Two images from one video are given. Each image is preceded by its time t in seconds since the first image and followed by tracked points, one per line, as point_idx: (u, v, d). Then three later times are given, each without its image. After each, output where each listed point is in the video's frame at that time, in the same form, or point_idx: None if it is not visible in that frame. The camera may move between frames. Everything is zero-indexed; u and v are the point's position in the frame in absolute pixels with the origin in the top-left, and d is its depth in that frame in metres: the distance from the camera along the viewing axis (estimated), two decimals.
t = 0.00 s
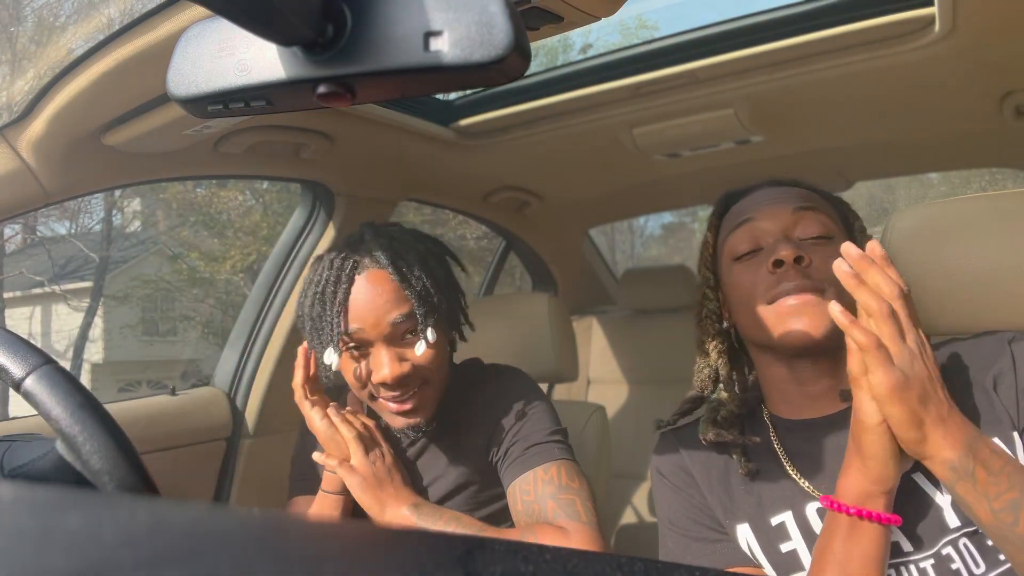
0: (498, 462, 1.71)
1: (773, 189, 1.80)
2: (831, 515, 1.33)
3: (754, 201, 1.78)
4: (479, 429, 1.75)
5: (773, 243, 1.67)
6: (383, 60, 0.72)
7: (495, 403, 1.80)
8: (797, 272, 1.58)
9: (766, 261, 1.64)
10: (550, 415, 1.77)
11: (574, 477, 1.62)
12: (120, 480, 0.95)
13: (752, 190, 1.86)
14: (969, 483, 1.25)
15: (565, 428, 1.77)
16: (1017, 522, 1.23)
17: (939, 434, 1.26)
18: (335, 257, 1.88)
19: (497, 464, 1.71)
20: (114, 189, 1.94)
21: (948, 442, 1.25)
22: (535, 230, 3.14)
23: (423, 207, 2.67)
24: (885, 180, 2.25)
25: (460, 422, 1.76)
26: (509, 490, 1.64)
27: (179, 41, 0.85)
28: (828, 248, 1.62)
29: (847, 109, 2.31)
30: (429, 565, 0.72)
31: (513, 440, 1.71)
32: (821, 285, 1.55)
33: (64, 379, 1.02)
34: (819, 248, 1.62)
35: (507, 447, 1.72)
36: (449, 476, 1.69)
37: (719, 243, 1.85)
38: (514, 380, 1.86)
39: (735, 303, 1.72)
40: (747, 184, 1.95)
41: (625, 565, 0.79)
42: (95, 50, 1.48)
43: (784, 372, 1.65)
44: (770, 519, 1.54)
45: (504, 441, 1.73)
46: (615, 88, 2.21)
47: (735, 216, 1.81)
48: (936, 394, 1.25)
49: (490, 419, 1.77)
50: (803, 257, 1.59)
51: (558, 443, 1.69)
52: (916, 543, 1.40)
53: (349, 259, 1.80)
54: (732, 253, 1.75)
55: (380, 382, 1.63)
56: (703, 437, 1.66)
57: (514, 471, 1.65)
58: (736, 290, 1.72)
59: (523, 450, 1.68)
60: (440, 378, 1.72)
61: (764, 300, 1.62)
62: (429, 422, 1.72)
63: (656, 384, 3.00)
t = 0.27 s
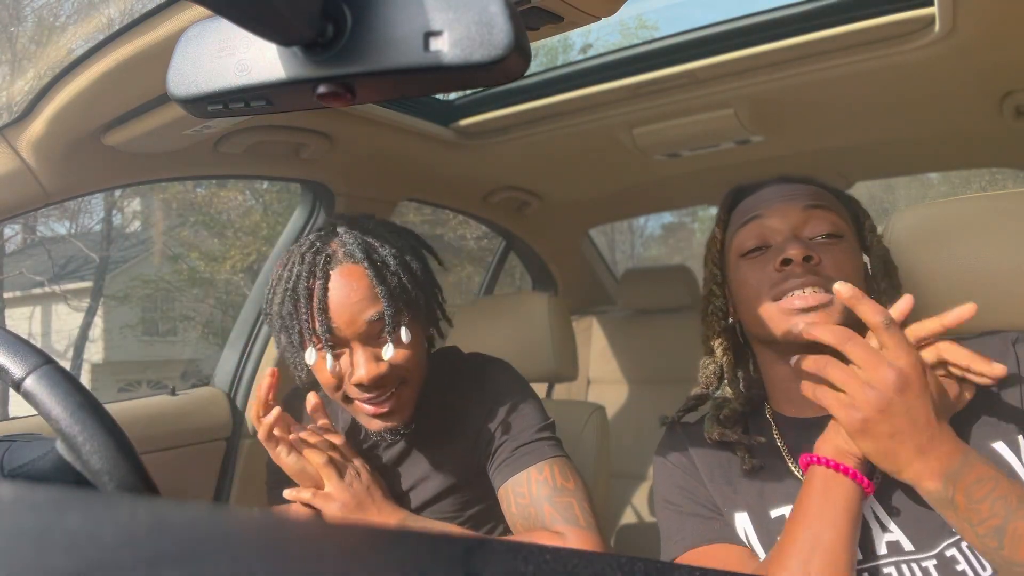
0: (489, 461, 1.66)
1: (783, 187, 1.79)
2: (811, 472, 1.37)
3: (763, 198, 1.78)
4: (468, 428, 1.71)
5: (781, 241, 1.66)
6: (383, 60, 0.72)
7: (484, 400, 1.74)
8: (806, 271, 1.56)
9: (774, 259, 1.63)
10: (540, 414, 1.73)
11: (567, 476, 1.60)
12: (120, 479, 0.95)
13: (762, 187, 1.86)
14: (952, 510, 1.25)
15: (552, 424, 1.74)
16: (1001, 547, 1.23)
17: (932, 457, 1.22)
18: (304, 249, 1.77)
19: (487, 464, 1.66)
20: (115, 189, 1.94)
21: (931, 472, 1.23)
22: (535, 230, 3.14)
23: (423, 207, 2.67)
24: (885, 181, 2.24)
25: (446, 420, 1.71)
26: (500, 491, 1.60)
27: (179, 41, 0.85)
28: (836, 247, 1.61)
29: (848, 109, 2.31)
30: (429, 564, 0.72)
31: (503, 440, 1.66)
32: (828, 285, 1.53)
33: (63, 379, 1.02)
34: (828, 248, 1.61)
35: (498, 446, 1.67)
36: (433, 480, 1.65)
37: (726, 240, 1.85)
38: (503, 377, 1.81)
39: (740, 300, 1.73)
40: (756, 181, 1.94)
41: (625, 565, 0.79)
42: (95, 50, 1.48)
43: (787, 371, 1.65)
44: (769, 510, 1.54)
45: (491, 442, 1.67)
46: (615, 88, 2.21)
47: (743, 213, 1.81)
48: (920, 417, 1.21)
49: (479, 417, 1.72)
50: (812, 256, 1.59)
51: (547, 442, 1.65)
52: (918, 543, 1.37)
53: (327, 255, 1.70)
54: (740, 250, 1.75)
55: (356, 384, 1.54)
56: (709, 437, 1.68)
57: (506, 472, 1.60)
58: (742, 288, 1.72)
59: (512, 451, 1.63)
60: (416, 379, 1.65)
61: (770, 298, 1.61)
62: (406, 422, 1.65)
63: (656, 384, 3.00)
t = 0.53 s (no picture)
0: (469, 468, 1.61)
1: (783, 187, 1.80)
2: (785, 429, 1.41)
3: (764, 199, 1.79)
4: (441, 436, 1.65)
5: (781, 243, 1.66)
6: (383, 60, 0.72)
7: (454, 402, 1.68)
8: (805, 274, 1.57)
9: (773, 262, 1.64)
10: (513, 405, 1.67)
11: (558, 474, 1.54)
12: (120, 480, 0.95)
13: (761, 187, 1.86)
14: (937, 519, 1.26)
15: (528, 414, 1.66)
16: (990, 556, 1.21)
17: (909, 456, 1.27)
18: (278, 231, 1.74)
19: (468, 472, 1.61)
20: (114, 188, 1.94)
21: (914, 483, 1.26)
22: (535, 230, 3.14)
23: (423, 207, 2.68)
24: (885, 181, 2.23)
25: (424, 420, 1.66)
26: (488, 499, 1.54)
27: (179, 42, 0.85)
28: (836, 250, 1.62)
29: (847, 109, 2.31)
30: (429, 565, 0.72)
31: (480, 443, 1.60)
32: (828, 289, 1.55)
33: (63, 379, 1.02)
34: (827, 250, 1.62)
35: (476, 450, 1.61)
36: (414, 483, 1.62)
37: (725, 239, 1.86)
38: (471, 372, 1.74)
39: (739, 300, 1.73)
40: (756, 180, 1.95)
41: (626, 565, 0.79)
42: (95, 50, 1.48)
43: (785, 371, 1.65)
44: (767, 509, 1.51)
45: (471, 449, 1.61)
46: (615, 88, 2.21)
47: (744, 213, 1.81)
48: (894, 434, 1.27)
49: (452, 422, 1.65)
50: (812, 259, 1.59)
51: (526, 442, 1.57)
52: (915, 539, 1.38)
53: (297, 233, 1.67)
54: (740, 251, 1.75)
55: (326, 364, 1.51)
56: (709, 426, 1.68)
57: (490, 478, 1.55)
58: (742, 288, 1.72)
59: (492, 460, 1.56)
60: (389, 366, 1.60)
61: (770, 300, 1.62)
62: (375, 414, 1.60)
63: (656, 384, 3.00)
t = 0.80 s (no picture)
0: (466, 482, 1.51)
1: (782, 188, 1.80)
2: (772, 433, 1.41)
3: (764, 200, 1.79)
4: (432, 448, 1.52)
5: (781, 243, 1.66)
6: (383, 60, 0.72)
7: (442, 409, 1.53)
8: (806, 274, 1.57)
9: (774, 262, 1.64)
10: (506, 408, 1.55)
11: (565, 482, 1.49)
12: (120, 479, 0.95)
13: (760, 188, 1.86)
14: (925, 532, 1.25)
15: (524, 417, 1.57)
16: (976, 565, 1.21)
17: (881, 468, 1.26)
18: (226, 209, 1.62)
19: (465, 487, 1.51)
20: (114, 188, 1.95)
21: (899, 494, 1.26)
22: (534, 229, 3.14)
23: (423, 207, 2.67)
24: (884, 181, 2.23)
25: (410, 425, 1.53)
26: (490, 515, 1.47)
27: (179, 42, 0.85)
28: (837, 250, 1.62)
29: (847, 109, 2.31)
30: (428, 564, 0.72)
31: (478, 457, 1.50)
32: (829, 288, 1.55)
33: (63, 379, 1.02)
34: (828, 250, 1.62)
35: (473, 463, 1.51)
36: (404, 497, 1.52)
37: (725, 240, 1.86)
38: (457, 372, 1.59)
39: (740, 300, 1.73)
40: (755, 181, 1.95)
41: (625, 565, 0.79)
42: (95, 50, 1.48)
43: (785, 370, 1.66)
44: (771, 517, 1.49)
45: (467, 461, 1.51)
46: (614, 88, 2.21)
47: (744, 213, 1.81)
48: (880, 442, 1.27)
49: (442, 431, 1.53)
50: (812, 259, 1.59)
51: (527, 453, 1.50)
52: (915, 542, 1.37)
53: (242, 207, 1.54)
54: (739, 251, 1.75)
55: (273, 334, 1.36)
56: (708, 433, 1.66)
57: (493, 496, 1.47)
58: (742, 289, 1.72)
59: (493, 476, 1.47)
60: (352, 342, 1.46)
61: (771, 300, 1.61)
62: (336, 397, 1.43)
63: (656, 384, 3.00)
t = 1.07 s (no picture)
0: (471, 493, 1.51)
1: (780, 188, 1.80)
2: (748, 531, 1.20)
3: (763, 200, 1.78)
4: (436, 458, 1.51)
5: (781, 244, 1.66)
6: (383, 60, 0.72)
7: (446, 419, 1.53)
8: (804, 275, 1.57)
9: (772, 263, 1.63)
10: (510, 418, 1.54)
11: (571, 493, 1.47)
12: (120, 479, 0.95)
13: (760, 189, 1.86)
14: None
15: (529, 425, 1.56)
16: None
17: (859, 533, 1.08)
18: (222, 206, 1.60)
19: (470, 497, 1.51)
20: (114, 188, 1.93)
21: None
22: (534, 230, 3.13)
23: (423, 207, 2.69)
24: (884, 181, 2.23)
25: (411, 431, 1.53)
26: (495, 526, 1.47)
27: (179, 43, 0.85)
28: (836, 252, 1.62)
29: (847, 108, 2.31)
30: (429, 564, 0.72)
31: (483, 468, 1.49)
32: (827, 290, 1.55)
33: (64, 379, 1.02)
34: (827, 252, 1.61)
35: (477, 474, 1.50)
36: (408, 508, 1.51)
37: (724, 240, 1.85)
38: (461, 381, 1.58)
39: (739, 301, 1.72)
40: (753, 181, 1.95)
41: (626, 565, 0.79)
42: (95, 50, 1.48)
43: (788, 373, 1.66)
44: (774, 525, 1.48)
45: (471, 472, 1.50)
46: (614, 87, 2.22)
47: (744, 213, 1.81)
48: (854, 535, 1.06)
49: (446, 441, 1.52)
50: (811, 259, 1.59)
51: (532, 464, 1.49)
52: (923, 544, 1.35)
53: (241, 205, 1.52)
54: (739, 252, 1.74)
55: (270, 332, 1.34)
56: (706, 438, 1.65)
57: (498, 507, 1.47)
58: (741, 290, 1.71)
59: (498, 487, 1.47)
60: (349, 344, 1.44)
61: (770, 302, 1.61)
62: (330, 400, 1.40)
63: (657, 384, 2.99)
